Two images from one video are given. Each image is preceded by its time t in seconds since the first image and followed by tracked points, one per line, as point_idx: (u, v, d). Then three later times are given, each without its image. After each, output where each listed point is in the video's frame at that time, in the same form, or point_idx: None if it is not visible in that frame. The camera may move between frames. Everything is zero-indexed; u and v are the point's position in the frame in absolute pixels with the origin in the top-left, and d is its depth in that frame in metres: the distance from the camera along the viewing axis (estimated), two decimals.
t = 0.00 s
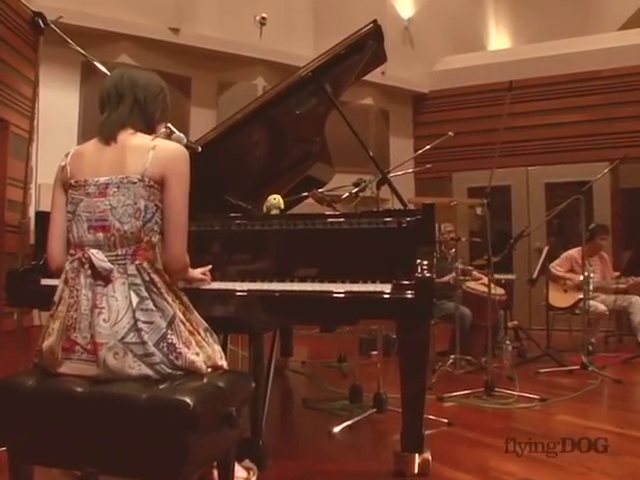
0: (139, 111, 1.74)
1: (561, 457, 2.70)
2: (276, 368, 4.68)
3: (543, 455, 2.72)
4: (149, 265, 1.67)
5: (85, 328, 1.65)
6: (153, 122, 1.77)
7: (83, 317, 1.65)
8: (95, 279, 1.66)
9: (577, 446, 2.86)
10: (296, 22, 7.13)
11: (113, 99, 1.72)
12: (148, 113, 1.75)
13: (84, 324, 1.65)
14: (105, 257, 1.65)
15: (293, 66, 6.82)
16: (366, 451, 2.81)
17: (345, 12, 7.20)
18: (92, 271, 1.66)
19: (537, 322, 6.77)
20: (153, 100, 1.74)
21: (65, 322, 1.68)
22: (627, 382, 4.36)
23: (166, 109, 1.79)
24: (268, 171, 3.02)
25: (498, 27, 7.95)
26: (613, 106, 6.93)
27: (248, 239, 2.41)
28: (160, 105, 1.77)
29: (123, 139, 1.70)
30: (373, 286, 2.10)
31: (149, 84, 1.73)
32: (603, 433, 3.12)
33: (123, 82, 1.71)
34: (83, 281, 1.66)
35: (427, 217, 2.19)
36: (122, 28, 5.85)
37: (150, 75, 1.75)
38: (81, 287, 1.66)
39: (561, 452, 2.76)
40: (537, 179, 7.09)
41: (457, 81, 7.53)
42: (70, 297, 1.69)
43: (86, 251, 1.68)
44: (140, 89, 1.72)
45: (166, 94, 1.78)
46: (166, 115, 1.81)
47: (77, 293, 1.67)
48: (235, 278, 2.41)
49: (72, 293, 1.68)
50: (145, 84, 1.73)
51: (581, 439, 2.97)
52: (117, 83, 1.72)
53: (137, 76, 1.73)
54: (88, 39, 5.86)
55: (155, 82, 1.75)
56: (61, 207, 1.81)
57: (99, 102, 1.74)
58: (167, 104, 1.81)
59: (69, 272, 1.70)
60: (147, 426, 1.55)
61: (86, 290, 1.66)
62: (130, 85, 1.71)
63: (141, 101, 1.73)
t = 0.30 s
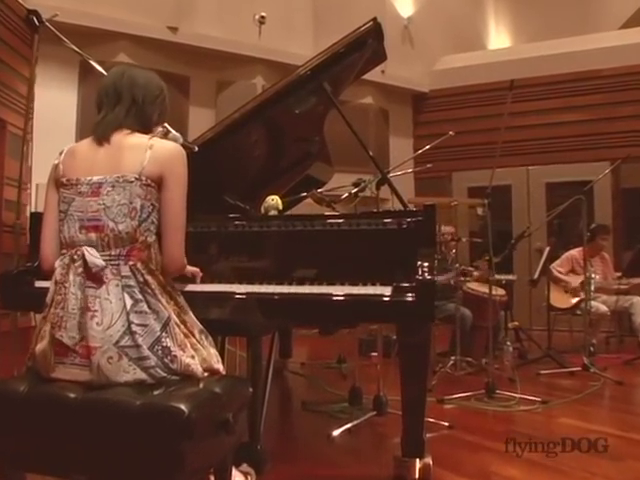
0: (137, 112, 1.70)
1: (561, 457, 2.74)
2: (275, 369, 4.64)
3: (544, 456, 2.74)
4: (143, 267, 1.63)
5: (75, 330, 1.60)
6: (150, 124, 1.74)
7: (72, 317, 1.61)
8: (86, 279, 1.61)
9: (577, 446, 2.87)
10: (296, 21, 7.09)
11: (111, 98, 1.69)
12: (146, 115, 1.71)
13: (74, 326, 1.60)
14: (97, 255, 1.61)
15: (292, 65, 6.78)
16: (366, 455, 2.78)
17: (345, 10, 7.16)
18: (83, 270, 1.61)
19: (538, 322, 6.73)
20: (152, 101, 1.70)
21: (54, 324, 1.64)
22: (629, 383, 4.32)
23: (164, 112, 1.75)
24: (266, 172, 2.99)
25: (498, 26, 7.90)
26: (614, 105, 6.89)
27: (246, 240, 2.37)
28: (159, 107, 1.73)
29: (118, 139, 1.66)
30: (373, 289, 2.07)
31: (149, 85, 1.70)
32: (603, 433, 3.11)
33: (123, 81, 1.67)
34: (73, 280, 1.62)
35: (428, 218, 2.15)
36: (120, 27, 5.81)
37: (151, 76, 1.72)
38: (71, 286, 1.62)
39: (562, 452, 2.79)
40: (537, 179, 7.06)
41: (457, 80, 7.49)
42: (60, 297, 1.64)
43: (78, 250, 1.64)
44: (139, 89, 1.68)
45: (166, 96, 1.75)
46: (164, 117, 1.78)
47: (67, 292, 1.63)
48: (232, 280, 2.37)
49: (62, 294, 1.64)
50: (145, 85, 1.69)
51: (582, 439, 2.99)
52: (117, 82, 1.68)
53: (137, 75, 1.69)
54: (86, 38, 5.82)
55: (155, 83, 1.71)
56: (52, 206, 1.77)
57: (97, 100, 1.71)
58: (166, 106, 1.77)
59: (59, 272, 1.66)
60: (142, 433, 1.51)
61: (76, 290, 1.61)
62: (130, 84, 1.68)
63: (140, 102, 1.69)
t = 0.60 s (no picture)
0: (130, 112, 1.66)
1: (562, 457, 2.76)
2: (274, 371, 4.60)
3: (547, 457, 2.75)
4: (137, 271, 1.59)
5: (69, 336, 1.57)
6: (144, 124, 1.69)
7: (66, 324, 1.57)
8: (80, 283, 1.57)
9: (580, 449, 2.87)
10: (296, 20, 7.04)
11: (102, 99, 1.65)
12: (139, 115, 1.67)
13: (68, 332, 1.57)
14: (92, 261, 1.57)
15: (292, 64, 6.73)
16: (367, 460, 2.74)
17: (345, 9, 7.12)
18: (76, 275, 1.57)
19: (539, 323, 6.70)
20: (144, 101, 1.65)
21: (47, 330, 1.60)
22: (632, 386, 4.29)
23: (159, 112, 1.70)
24: (265, 172, 2.94)
25: (499, 25, 7.86)
26: (616, 104, 6.85)
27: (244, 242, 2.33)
28: (153, 107, 1.68)
29: (110, 140, 1.62)
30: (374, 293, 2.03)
31: (142, 84, 1.65)
32: (606, 436, 3.09)
33: (114, 81, 1.63)
34: (67, 285, 1.58)
35: (430, 220, 2.11)
36: (119, 26, 5.77)
37: (144, 74, 1.67)
38: (64, 291, 1.58)
39: (563, 454, 2.80)
40: (539, 179, 7.02)
41: (458, 79, 7.45)
42: (54, 303, 1.61)
43: (71, 254, 1.60)
44: (131, 89, 1.63)
45: (161, 95, 1.70)
46: (161, 116, 1.73)
47: (60, 298, 1.59)
48: (229, 283, 2.32)
49: (56, 300, 1.60)
50: (137, 84, 1.64)
51: (583, 440, 3.01)
52: (108, 82, 1.64)
53: (129, 75, 1.65)
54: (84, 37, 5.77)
55: (148, 82, 1.66)
56: (45, 209, 1.73)
57: (90, 101, 1.67)
58: (162, 106, 1.72)
59: (52, 276, 1.62)
60: (137, 442, 1.47)
61: (70, 295, 1.58)
62: (121, 84, 1.63)
63: (132, 102, 1.64)
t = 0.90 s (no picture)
0: (122, 111, 1.61)
1: (562, 456, 2.82)
2: (275, 373, 4.57)
3: (548, 456, 2.82)
4: (135, 276, 1.55)
5: (66, 342, 1.53)
6: (139, 121, 1.65)
7: (63, 330, 1.53)
8: (77, 289, 1.54)
9: (578, 446, 2.97)
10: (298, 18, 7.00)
11: (94, 101, 1.60)
12: (133, 111, 1.62)
13: (65, 338, 1.53)
14: (88, 266, 1.54)
15: (293, 63, 6.69)
16: (369, 464, 2.71)
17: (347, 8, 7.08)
18: (73, 280, 1.54)
19: (542, 323, 6.66)
20: (137, 95, 1.61)
21: (43, 336, 1.56)
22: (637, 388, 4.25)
23: (154, 104, 1.66)
24: (266, 173, 2.90)
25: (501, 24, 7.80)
26: (620, 103, 6.81)
27: (244, 245, 2.29)
28: (146, 101, 1.63)
29: (105, 144, 1.58)
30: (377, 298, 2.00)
31: (131, 78, 1.60)
32: (605, 437, 3.10)
33: (102, 80, 1.59)
34: (64, 290, 1.55)
35: (434, 222, 2.05)
36: (119, 25, 5.73)
37: (132, 67, 1.62)
38: (61, 297, 1.55)
39: (563, 453, 2.86)
40: (542, 178, 7.00)
41: (460, 78, 7.41)
42: (50, 309, 1.57)
43: (67, 259, 1.56)
44: (120, 84, 1.59)
45: (153, 86, 1.65)
46: (156, 109, 1.68)
47: (57, 304, 1.56)
48: (230, 286, 2.29)
49: (53, 306, 1.56)
50: (127, 78, 1.60)
51: (581, 439, 3.06)
52: (96, 82, 1.60)
53: (117, 70, 1.60)
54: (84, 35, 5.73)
55: (138, 75, 1.62)
56: (42, 213, 1.69)
57: (82, 106, 1.63)
58: (155, 98, 1.67)
59: (49, 281, 1.59)
60: (134, 452, 1.43)
61: (67, 301, 1.54)
62: (110, 82, 1.59)
63: (123, 99, 1.60)
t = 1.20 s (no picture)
0: (121, 112, 1.59)
1: (562, 457, 2.82)
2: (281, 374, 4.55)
3: (547, 457, 2.81)
4: (138, 282, 1.53)
5: (69, 350, 1.50)
6: (139, 120, 1.62)
7: (66, 338, 1.50)
8: (80, 296, 1.50)
9: (578, 446, 2.97)
10: (303, 16, 6.96)
11: (91, 105, 1.58)
12: (131, 111, 1.60)
13: (68, 346, 1.50)
14: (90, 272, 1.50)
15: (299, 61, 6.66)
16: (376, 468, 2.68)
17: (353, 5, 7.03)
18: (76, 287, 1.50)
19: (550, 323, 6.62)
20: (134, 93, 1.58)
21: (46, 344, 1.53)
22: None
23: (152, 101, 1.63)
24: (272, 174, 2.86)
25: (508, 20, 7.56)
26: (628, 101, 6.75)
27: (249, 248, 2.26)
28: (144, 99, 1.61)
29: (105, 148, 1.56)
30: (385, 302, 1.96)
31: (126, 76, 1.58)
32: (608, 438, 3.09)
33: (97, 82, 1.56)
34: (67, 297, 1.51)
35: (441, 225, 2.03)
36: (124, 24, 5.71)
37: (125, 64, 1.59)
38: (64, 304, 1.52)
39: (563, 452, 2.86)
40: (549, 177, 7.03)
41: (467, 75, 7.35)
42: (52, 316, 1.53)
43: (70, 265, 1.53)
44: (116, 84, 1.56)
45: (149, 82, 1.62)
46: (155, 106, 1.66)
47: (59, 311, 1.52)
48: (235, 289, 2.26)
49: (56, 313, 1.53)
50: (122, 77, 1.58)
51: (582, 439, 3.06)
52: (91, 85, 1.57)
53: (110, 70, 1.57)
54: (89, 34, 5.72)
55: (132, 72, 1.59)
56: (44, 218, 1.65)
57: (79, 112, 1.60)
58: (153, 94, 1.64)
59: (51, 288, 1.55)
60: (137, 462, 1.40)
61: (70, 308, 1.51)
62: (105, 83, 1.56)
63: (120, 100, 1.57)
